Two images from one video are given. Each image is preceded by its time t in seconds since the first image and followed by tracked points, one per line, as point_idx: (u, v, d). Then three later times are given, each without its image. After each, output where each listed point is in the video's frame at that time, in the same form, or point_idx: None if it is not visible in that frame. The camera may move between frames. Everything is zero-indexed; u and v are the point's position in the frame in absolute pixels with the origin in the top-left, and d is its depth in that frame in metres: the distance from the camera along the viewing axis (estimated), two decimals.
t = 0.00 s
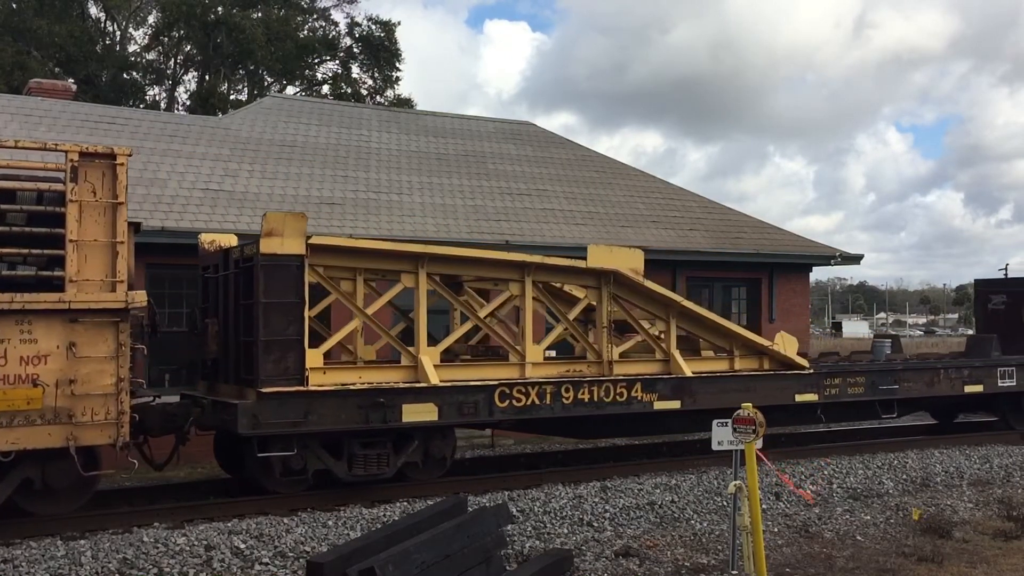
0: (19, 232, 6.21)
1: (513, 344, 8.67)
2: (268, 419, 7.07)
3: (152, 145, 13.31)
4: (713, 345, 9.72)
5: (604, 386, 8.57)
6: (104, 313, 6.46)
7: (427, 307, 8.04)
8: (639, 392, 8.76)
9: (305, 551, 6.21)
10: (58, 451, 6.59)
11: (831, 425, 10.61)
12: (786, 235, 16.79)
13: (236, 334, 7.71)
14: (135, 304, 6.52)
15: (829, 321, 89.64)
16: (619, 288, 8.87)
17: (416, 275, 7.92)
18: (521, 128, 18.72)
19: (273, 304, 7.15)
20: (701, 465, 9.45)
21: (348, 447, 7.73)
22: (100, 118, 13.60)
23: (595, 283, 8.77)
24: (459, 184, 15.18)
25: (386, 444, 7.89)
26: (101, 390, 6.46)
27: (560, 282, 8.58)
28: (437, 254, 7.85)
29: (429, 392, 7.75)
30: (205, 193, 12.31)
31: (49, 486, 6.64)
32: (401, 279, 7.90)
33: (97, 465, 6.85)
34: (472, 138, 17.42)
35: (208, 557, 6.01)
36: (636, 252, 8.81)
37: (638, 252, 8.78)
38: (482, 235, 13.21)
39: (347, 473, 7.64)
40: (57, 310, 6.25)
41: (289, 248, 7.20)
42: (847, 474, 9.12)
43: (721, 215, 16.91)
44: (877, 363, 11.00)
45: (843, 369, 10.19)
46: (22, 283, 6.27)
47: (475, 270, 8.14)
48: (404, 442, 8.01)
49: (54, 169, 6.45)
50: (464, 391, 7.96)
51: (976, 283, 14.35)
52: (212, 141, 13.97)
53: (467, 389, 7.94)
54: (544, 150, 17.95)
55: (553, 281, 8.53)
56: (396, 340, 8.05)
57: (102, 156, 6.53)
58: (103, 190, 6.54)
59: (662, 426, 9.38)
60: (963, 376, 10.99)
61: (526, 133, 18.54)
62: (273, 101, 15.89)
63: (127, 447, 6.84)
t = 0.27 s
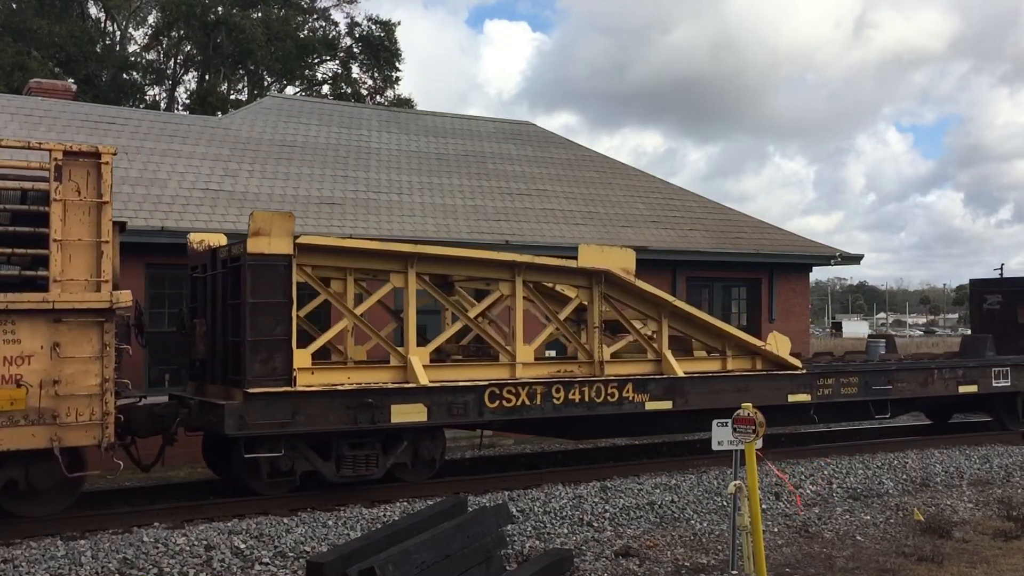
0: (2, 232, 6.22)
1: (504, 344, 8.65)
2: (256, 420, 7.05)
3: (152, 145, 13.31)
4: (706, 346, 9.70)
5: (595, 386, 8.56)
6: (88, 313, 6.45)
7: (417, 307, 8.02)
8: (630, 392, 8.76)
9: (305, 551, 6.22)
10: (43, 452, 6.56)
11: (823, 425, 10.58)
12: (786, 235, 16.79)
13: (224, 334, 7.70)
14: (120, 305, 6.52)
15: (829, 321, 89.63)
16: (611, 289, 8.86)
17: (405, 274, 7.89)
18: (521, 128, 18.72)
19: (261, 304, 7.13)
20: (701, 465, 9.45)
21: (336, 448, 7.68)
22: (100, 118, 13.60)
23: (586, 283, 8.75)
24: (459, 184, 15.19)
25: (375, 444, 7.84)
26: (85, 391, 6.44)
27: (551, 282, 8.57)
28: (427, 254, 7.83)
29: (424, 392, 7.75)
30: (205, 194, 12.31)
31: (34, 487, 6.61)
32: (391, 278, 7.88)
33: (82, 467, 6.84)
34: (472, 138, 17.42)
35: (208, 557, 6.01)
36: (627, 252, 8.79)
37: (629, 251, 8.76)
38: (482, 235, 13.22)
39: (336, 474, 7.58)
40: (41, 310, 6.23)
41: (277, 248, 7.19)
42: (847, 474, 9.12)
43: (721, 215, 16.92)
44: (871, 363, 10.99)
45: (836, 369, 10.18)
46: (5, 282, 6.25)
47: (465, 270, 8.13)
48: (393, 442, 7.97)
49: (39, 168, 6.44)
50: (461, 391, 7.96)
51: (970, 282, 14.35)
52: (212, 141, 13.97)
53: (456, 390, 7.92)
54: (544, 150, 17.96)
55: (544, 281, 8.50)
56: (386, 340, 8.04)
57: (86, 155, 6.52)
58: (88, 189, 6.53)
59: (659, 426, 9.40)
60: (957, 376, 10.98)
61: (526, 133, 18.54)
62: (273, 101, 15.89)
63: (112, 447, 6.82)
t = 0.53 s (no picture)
0: None
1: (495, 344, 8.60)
2: (243, 421, 7.00)
3: (153, 145, 13.32)
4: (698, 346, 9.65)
5: (586, 387, 8.51)
6: (73, 313, 6.41)
7: (406, 307, 7.97)
8: (621, 394, 8.71)
9: (305, 551, 6.21)
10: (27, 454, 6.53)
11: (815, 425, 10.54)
12: (786, 235, 16.79)
13: (212, 334, 7.67)
14: (105, 305, 6.48)
15: (829, 321, 89.62)
16: (602, 288, 8.81)
17: (394, 274, 7.85)
18: (521, 128, 18.71)
19: (248, 304, 7.10)
20: (701, 465, 9.45)
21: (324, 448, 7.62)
22: (100, 118, 13.60)
23: (577, 283, 8.70)
24: (459, 184, 15.18)
25: (364, 446, 7.76)
26: (70, 391, 6.41)
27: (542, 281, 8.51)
28: (416, 254, 7.78)
29: (420, 392, 7.73)
30: (205, 193, 12.31)
31: (17, 489, 6.56)
32: (380, 278, 7.83)
33: (67, 467, 6.86)
34: (472, 138, 17.42)
35: (208, 557, 6.01)
36: (619, 251, 8.72)
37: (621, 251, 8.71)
38: (482, 235, 13.21)
39: (323, 475, 7.52)
40: (24, 310, 6.20)
41: (264, 247, 7.15)
42: (847, 474, 9.12)
43: (721, 215, 16.91)
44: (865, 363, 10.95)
45: (828, 370, 10.13)
46: None
47: (454, 270, 8.07)
48: (382, 443, 7.89)
49: (23, 167, 6.41)
50: (458, 391, 7.93)
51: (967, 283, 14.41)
52: (212, 141, 13.97)
53: (444, 389, 7.85)
54: (544, 150, 17.95)
55: (535, 281, 8.46)
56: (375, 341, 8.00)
57: (71, 154, 6.48)
58: (72, 188, 6.49)
59: (659, 427, 9.41)
60: (951, 376, 10.93)
61: (526, 133, 18.53)
62: (274, 101, 15.89)
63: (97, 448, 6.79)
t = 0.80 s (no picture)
0: None
1: (485, 344, 8.53)
2: (229, 421, 6.91)
3: (153, 145, 13.32)
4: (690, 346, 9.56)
5: (577, 387, 8.42)
6: (57, 313, 6.34)
7: (395, 306, 7.90)
8: (613, 394, 8.61)
9: (305, 551, 6.21)
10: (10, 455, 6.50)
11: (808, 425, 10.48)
12: (786, 235, 16.79)
13: (199, 334, 7.58)
14: (89, 305, 6.42)
15: (829, 321, 89.66)
16: (593, 289, 8.73)
17: (383, 274, 7.77)
18: (521, 128, 18.71)
19: (235, 305, 7.00)
20: (701, 465, 9.45)
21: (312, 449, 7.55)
22: (100, 118, 13.61)
23: (568, 283, 8.63)
24: (459, 184, 15.19)
25: (352, 447, 7.67)
26: (54, 392, 6.34)
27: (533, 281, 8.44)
28: (404, 254, 7.71)
29: (408, 392, 7.64)
30: (205, 193, 12.31)
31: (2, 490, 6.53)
32: (368, 278, 7.75)
33: (51, 468, 6.76)
34: (472, 138, 17.42)
35: (208, 557, 6.01)
36: (609, 251, 8.66)
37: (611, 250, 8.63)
38: (482, 235, 13.21)
39: (311, 476, 7.45)
40: (7, 310, 6.10)
41: (251, 247, 7.05)
42: (847, 474, 9.12)
43: (721, 215, 16.91)
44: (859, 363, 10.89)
45: (822, 369, 10.05)
46: None
47: (443, 270, 8.00)
48: (371, 444, 7.81)
49: (5, 165, 6.32)
50: (448, 391, 7.85)
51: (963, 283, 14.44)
52: (212, 141, 13.97)
53: (433, 390, 7.76)
54: (544, 150, 17.96)
55: (525, 281, 8.39)
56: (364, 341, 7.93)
57: (55, 152, 6.40)
58: (56, 187, 6.41)
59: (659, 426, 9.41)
60: (946, 376, 10.87)
61: (526, 133, 18.53)
62: (274, 101, 15.90)
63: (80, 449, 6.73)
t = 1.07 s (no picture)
0: None
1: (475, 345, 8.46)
2: (216, 422, 6.87)
3: (153, 145, 13.33)
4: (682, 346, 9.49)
5: (567, 388, 8.40)
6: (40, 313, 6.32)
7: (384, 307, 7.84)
8: (604, 394, 8.59)
9: (305, 551, 6.22)
10: None
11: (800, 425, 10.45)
12: (786, 235, 16.79)
13: (186, 334, 7.53)
14: (73, 304, 6.42)
15: (829, 321, 89.67)
16: (584, 288, 8.67)
17: (372, 273, 7.71)
18: (521, 128, 18.70)
19: (221, 304, 6.95)
20: (701, 465, 9.46)
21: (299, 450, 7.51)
22: (100, 118, 13.60)
23: (559, 283, 8.57)
24: (459, 184, 15.19)
25: (340, 448, 7.64)
26: (38, 393, 6.32)
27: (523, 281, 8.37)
28: (393, 253, 7.64)
29: (396, 393, 7.60)
30: (205, 193, 12.31)
31: None
32: (357, 278, 7.69)
33: (34, 470, 6.78)
34: (472, 138, 17.42)
35: (208, 557, 6.01)
36: (601, 251, 8.59)
37: (602, 250, 8.56)
38: (482, 235, 13.21)
39: (299, 477, 7.42)
40: None
41: (238, 247, 6.99)
42: (848, 474, 9.12)
43: (721, 215, 16.91)
44: (853, 363, 10.85)
45: (815, 370, 10.01)
46: None
47: (433, 269, 7.93)
48: (359, 445, 7.77)
49: None
50: (437, 391, 7.81)
51: (957, 282, 14.38)
52: (212, 141, 13.97)
53: (422, 391, 7.72)
54: (544, 150, 17.96)
55: (516, 281, 8.32)
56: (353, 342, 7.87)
57: (38, 151, 6.41)
58: (40, 186, 6.41)
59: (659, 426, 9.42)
60: (940, 376, 10.83)
61: (526, 133, 18.53)
62: (274, 101, 15.90)
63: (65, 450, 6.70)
